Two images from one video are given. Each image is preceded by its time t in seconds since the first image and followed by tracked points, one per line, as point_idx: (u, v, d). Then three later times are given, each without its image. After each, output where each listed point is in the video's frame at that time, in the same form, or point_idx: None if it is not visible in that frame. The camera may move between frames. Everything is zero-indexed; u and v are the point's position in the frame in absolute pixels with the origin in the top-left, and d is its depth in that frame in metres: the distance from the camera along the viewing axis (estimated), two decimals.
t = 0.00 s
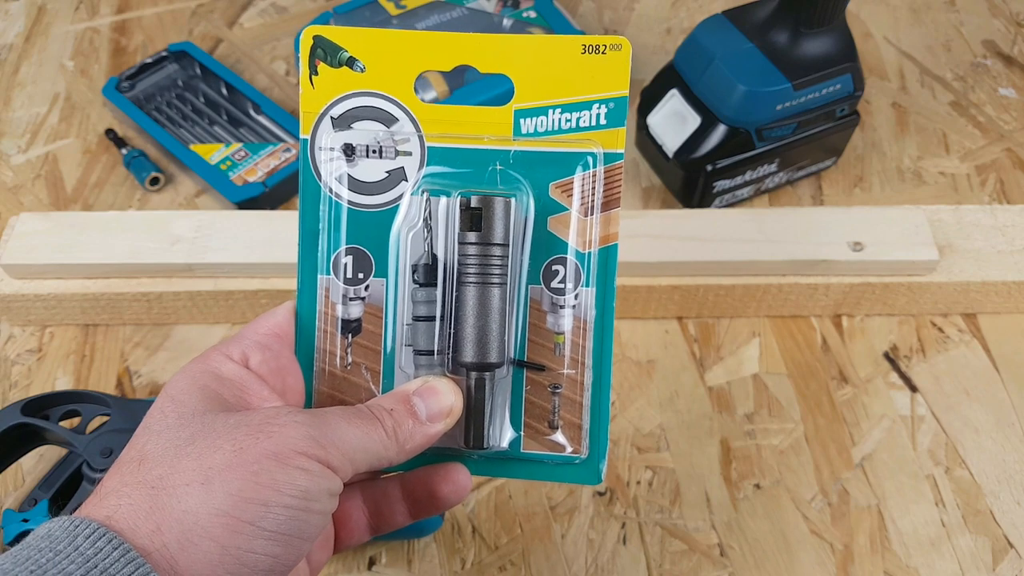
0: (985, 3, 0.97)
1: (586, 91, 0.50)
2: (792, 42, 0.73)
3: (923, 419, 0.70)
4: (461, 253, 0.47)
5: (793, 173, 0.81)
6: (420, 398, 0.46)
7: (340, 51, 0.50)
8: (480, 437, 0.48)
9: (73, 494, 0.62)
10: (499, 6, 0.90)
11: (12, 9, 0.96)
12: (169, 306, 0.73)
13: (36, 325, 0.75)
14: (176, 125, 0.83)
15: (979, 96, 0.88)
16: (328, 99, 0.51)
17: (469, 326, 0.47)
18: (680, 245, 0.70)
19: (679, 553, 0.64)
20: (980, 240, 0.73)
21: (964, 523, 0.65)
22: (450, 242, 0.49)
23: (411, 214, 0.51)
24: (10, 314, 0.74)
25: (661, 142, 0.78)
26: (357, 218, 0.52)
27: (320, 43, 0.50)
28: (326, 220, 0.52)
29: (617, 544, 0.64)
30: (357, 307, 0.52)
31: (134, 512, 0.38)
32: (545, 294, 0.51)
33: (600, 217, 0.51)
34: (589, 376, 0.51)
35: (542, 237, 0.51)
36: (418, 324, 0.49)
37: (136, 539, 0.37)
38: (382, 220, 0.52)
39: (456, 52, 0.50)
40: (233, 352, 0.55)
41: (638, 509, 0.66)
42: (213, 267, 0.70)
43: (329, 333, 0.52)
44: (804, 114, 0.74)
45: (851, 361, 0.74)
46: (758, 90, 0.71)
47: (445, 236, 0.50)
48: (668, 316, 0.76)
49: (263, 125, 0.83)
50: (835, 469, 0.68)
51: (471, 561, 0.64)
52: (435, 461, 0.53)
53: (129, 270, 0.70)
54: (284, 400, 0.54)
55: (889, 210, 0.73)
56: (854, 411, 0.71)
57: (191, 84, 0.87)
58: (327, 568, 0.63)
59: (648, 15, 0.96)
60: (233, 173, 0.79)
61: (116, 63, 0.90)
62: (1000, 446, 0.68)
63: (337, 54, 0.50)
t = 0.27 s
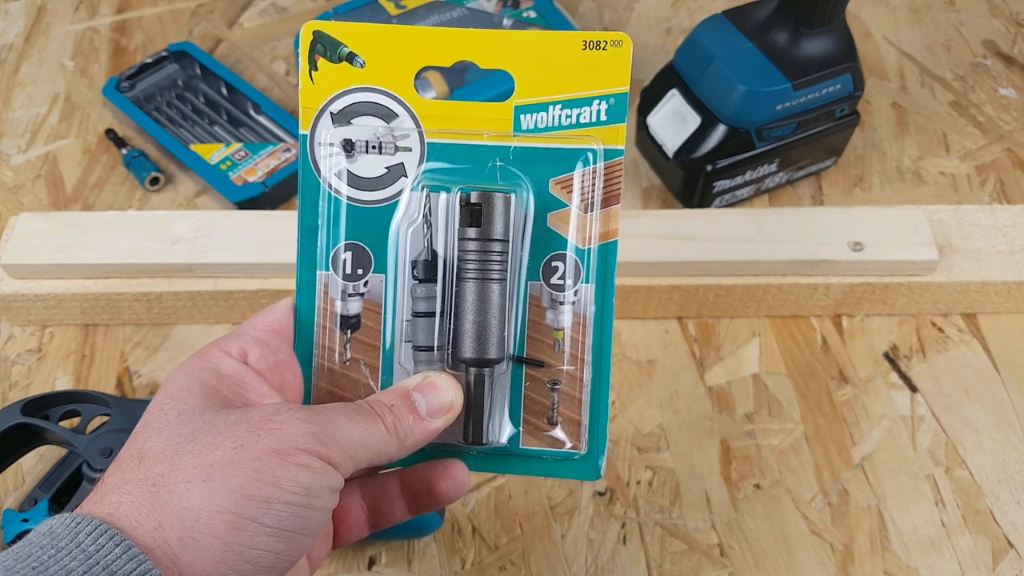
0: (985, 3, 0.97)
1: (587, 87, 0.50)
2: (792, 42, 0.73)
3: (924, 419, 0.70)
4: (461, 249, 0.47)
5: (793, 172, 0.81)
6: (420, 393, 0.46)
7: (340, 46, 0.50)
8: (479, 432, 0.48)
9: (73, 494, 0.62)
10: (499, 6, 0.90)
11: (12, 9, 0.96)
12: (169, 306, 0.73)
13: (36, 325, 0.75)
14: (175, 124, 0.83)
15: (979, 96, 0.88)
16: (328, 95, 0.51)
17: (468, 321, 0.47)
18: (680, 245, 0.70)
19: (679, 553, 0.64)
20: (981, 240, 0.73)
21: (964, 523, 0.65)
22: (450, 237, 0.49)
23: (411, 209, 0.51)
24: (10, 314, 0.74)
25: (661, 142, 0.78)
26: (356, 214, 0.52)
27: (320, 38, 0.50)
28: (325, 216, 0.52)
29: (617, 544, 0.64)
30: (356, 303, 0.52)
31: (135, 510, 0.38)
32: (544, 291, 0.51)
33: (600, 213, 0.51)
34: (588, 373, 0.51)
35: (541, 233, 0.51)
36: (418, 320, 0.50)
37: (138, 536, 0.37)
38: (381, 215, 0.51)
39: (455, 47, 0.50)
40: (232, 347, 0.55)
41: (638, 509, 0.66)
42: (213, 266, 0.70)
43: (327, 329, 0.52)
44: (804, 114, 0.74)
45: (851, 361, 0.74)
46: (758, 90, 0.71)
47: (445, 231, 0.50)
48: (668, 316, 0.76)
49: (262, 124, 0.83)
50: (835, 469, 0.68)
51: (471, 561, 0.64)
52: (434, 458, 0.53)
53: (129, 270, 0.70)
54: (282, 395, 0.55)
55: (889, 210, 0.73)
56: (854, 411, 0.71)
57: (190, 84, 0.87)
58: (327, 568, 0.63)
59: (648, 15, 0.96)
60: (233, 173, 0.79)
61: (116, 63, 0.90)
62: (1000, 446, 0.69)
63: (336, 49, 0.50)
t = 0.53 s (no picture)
0: (985, 3, 0.97)
1: (591, 89, 0.50)
2: (792, 42, 0.73)
3: (923, 419, 0.70)
4: (465, 249, 0.47)
5: (793, 173, 0.81)
6: (424, 393, 0.46)
7: (345, 47, 0.50)
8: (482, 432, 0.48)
9: (73, 494, 0.62)
10: (499, 6, 0.90)
11: (12, 9, 0.96)
12: (169, 306, 0.73)
13: (36, 325, 0.75)
14: (176, 125, 0.83)
15: (979, 96, 0.88)
16: (334, 95, 0.51)
17: (472, 321, 0.47)
18: (681, 245, 0.70)
19: (679, 553, 0.64)
20: (980, 240, 0.73)
21: (964, 523, 0.65)
22: (454, 238, 0.49)
23: (415, 209, 0.51)
24: (10, 314, 0.74)
25: (661, 142, 0.78)
26: (361, 214, 0.52)
27: (326, 39, 0.49)
28: (330, 216, 0.52)
29: (617, 544, 0.64)
30: (360, 302, 0.52)
31: (140, 509, 0.38)
32: (548, 291, 0.51)
33: (604, 214, 0.51)
34: (591, 374, 0.51)
35: (545, 234, 0.51)
36: (422, 319, 0.50)
37: (144, 535, 0.37)
38: (385, 215, 0.52)
39: (460, 48, 0.50)
40: (235, 346, 0.55)
41: (638, 509, 0.66)
42: (213, 266, 0.70)
43: (331, 329, 0.52)
44: (804, 114, 0.74)
45: (851, 361, 0.74)
46: (758, 90, 0.71)
47: (449, 232, 0.50)
48: (668, 316, 0.76)
49: (263, 125, 0.83)
50: (835, 469, 0.68)
51: (471, 561, 0.64)
52: (437, 458, 0.54)
53: (130, 270, 0.70)
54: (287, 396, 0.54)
55: (889, 210, 0.73)
56: (854, 411, 0.71)
57: (191, 84, 0.87)
58: (327, 568, 0.63)
59: (648, 15, 0.96)
60: (233, 173, 0.79)
61: (116, 63, 0.90)
62: (1000, 446, 0.68)
63: (342, 50, 0.50)
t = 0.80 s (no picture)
0: (986, 3, 0.97)
1: (596, 90, 0.50)
2: (792, 42, 0.73)
3: (923, 419, 0.70)
4: (467, 252, 0.47)
5: (793, 173, 0.81)
6: (425, 397, 0.46)
7: (348, 47, 0.50)
8: (483, 434, 0.48)
9: (73, 494, 0.62)
10: (499, 6, 0.90)
11: (12, 9, 0.96)
12: (169, 306, 0.73)
13: (36, 325, 0.75)
14: (176, 125, 0.83)
15: (979, 96, 0.88)
16: (336, 95, 0.51)
17: (474, 324, 0.47)
18: (680, 245, 0.70)
19: (679, 553, 0.64)
20: (980, 240, 0.73)
21: (964, 523, 0.65)
22: (457, 240, 0.49)
23: (418, 211, 0.51)
24: (10, 314, 0.74)
25: (661, 142, 0.78)
26: (362, 215, 0.52)
27: (328, 39, 0.50)
28: (332, 218, 0.52)
29: (617, 544, 0.64)
30: (361, 304, 0.52)
31: (136, 509, 0.38)
32: (550, 294, 0.51)
33: (607, 217, 0.51)
34: (592, 378, 0.51)
35: (549, 236, 0.51)
36: (424, 322, 0.50)
37: (141, 535, 0.37)
38: (387, 216, 0.51)
39: (464, 48, 0.50)
40: (235, 348, 0.55)
41: (638, 509, 0.66)
42: (213, 266, 0.70)
43: (332, 330, 0.52)
44: (803, 114, 0.74)
45: (851, 361, 0.74)
46: (758, 90, 0.71)
47: (451, 233, 0.50)
48: (668, 316, 0.76)
49: (263, 125, 0.83)
50: (835, 469, 0.68)
51: (471, 561, 0.64)
52: (438, 460, 0.53)
53: (129, 270, 0.70)
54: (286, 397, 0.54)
55: (889, 210, 0.73)
56: (854, 411, 0.71)
57: (191, 84, 0.87)
58: (327, 568, 0.63)
59: (648, 15, 0.96)
60: (233, 173, 0.79)
61: (116, 63, 0.90)
62: (1000, 446, 0.69)
63: (345, 50, 0.50)
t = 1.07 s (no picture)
0: (985, 3, 0.97)
1: (584, 89, 0.50)
2: (792, 42, 0.73)
3: (924, 419, 0.70)
4: (459, 250, 0.47)
5: (793, 172, 0.80)
6: (419, 393, 0.46)
7: (339, 49, 0.50)
8: (479, 431, 0.48)
9: (73, 494, 0.62)
10: (499, 6, 0.90)
11: (12, 9, 0.96)
12: (169, 306, 0.73)
13: (36, 325, 0.75)
14: (176, 124, 0.83)
15: (979, 96, 0.88)
16: (327, 97, 0.51)
17: (466, 322, 0.46)
18: (680, 245, 0.70)
19: (679, 553, 0.64)
20: (981, 240, 0.73)
21: (964, 523, 0.65)
22: (448, 239, 0.49)
23: (410, 210, 0.51)
24: (10, 314, 0.74)
25: (661, 142, 0.78)
26: (355, 215, 0.52)
27: (319, 41, 0.50)
28: (325, 218, 0.52)
29: (617, 544, 0.64)
30: (355, 304, 0.52)
31: (133, 508, 0.38)
32: (542, 291, 0.51)
33: (598, 214, 0.51)
34: (586, 373, 0.51)
35: (539, 235, 0.51)
36: (416, 320, 0.50)
37: (137, 535, 0.37)
38: (379, 216, 0.51)
39: (452, 49, 0.50)
40: (230, 348, 0.55)
41: (638, 509, 0.66)
42: (213, 266, 0.70)
43: (326, 330, 0.52)
44: (803, 114, 0.74)
45: (851, 361, 0.74)
46: (758, 90, 0.71)
47: (443, 233, 0.50)
48: (668, 316, 0.76)
49: (262, 124, 0.83)
50: (835, 469, 0.68)
51: (471, 561, 0.64)
52: (433, 458, 0.53)
53: (129, 270, 0.70)
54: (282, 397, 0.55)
55: (889, 210, 0.73)
56: (854, 411, 0.71)
57: (190, 84, 0.87)
58: (327, 568, 0.63)
59: (648, 15, 0.96)
60: (233, 173, 0.79)
61: (116, 63, 0.90)
62: (1000, 446, 0.68)
63: (336, 52, 0.50)
